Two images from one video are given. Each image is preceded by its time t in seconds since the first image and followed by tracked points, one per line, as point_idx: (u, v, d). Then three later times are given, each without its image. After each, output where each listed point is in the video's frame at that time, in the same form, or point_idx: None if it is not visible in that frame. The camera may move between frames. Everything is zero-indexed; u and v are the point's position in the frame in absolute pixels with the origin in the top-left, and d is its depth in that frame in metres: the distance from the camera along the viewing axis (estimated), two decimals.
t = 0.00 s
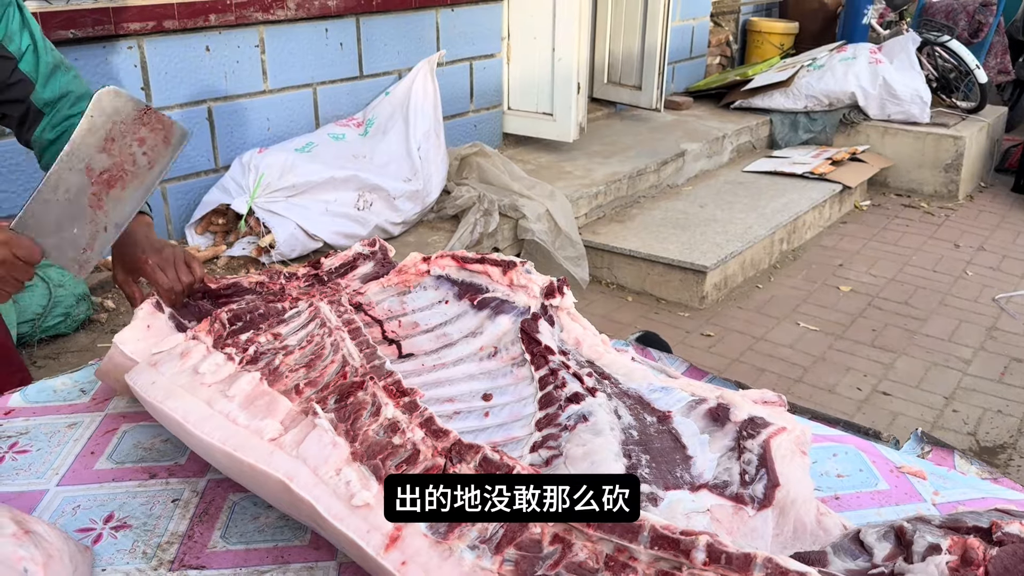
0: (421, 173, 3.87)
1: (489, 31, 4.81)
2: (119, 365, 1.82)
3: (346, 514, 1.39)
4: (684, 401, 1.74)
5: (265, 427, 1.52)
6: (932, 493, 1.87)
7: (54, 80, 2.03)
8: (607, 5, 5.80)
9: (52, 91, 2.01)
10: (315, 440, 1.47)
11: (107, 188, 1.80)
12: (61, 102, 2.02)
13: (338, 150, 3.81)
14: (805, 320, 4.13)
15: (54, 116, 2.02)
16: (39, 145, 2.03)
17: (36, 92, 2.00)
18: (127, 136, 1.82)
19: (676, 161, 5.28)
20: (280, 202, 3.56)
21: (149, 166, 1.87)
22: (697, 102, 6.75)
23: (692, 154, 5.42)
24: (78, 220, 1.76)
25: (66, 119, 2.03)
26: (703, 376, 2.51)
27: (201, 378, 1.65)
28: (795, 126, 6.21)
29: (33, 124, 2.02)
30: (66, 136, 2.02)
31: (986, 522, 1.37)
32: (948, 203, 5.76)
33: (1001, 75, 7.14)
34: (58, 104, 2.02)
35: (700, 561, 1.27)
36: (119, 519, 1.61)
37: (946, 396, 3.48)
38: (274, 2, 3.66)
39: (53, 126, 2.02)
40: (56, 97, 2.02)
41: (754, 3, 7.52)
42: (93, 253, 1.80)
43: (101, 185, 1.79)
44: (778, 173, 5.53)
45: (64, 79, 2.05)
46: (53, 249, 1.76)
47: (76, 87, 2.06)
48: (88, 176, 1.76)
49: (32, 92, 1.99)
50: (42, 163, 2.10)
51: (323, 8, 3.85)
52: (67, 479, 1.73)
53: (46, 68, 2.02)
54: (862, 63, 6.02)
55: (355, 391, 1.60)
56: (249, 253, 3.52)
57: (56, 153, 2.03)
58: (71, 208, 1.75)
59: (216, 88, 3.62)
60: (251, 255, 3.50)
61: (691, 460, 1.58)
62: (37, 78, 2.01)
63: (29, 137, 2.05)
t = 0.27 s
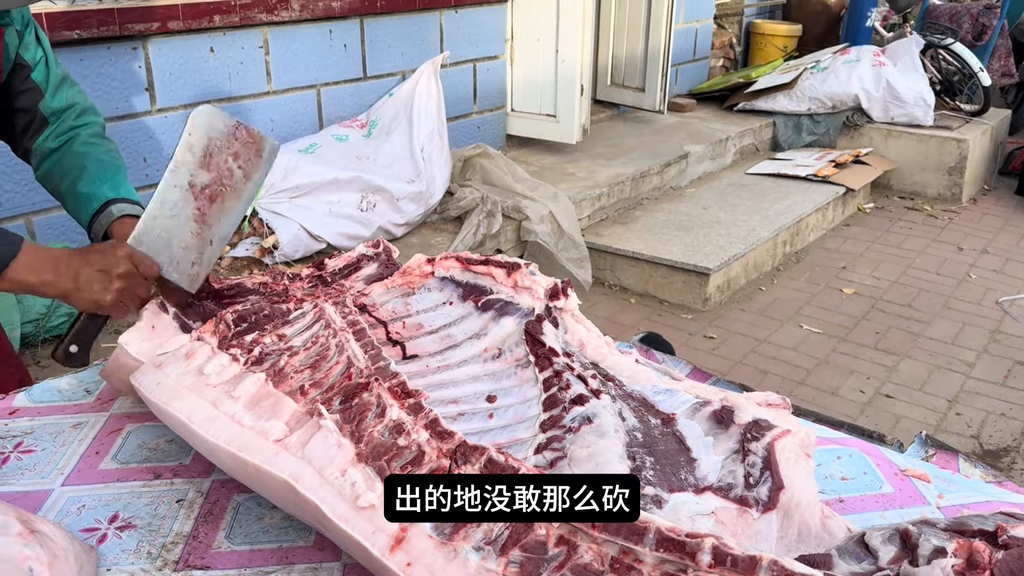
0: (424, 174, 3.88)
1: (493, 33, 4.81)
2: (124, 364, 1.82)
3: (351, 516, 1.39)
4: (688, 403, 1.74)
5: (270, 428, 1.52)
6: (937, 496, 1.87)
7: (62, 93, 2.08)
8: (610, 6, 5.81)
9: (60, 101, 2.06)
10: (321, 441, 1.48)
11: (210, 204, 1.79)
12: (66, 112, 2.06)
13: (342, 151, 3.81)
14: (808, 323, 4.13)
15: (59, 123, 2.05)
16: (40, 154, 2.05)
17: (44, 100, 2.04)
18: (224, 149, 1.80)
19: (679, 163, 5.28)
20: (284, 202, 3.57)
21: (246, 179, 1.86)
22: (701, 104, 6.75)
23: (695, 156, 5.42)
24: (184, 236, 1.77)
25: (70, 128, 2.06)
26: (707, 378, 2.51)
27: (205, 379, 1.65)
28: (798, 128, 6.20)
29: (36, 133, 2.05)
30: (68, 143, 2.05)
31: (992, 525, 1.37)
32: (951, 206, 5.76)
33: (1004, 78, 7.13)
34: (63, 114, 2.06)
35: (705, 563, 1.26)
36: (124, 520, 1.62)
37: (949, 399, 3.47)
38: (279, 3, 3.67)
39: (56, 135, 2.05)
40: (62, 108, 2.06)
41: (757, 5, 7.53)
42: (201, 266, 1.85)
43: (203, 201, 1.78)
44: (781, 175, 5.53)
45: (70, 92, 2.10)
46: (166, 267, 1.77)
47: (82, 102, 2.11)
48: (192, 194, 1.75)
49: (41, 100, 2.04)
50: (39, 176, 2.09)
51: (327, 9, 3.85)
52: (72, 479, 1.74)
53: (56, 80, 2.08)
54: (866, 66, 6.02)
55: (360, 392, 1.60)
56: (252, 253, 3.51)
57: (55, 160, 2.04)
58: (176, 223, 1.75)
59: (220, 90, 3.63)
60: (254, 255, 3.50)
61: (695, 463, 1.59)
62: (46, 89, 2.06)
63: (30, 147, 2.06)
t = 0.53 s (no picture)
0: (428, 176, 3.88)
1: (496, 35, 4.82)
2: (128, 365, 1.83)
3: (355, 517, 1.39)
4: (692, 406, 1.74)
5: (275, 430, 1.52)
6: (941, 499, 1.86)
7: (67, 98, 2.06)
8: (613, 9, 5.81)
9: (65, 108, 2.04)
10: (325, 443, 1.48)
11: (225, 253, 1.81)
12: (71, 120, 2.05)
13: (345, 153, 3.81)
14: (811, 326, 4.12)
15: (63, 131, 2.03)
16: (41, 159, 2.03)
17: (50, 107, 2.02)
18: (266, 250, 1.92)
19: (682, 166, 5.28)
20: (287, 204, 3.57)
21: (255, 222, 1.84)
22: (704, 106, 6.75)
23: (698, 158, 5.42)
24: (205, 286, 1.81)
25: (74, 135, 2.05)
26: (711, 381, 2.52)
27: (210, 381, 1.66)
28: (801, 131, 6.17)
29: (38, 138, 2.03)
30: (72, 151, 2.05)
31: (996, 529, 1.36)
32: (954, 209, 5.76)
33: (1007, 81, 7.13)
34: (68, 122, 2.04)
35: (710, 567, 1.25)
36: (128, 521, 1.62)
37: (952, 402, 3.47)
38: (282, 5, 3.67)
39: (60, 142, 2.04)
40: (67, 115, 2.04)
41: (760, 8, 7.53)
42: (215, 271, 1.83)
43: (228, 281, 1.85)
44: (784, 178, 5.53)
45: (76, 101, 2.07)
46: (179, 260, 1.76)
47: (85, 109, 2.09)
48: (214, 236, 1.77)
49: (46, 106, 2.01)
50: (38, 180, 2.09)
51: (331, 11, 3.86)
52: (76, 480, 1.74)
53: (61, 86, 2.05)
54: (869, 68, 6.02)
55: (364, 395, 1.60)
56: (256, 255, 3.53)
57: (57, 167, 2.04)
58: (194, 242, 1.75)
59: (223, 91, 3.63)
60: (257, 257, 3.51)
61: (699, 466, 1.58)
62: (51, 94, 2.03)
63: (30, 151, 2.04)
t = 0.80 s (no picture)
0: (430, 178, 3.88)
1: (500, 37, 4.82)
2: (130, 368, 1.83)
3: (358, 520, 1.39)
4: (694, 409, 1.73)
5: (277, 432, 1.52)
6: (943, 503, 1.86)
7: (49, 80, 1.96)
8: (616, 11, 5.81)
9: (51, 92, 1.95)
10: (327, 445, 1.48)
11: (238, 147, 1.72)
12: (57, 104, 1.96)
13: (348, 154, 3.81)
14: (814, 328, 4.12)
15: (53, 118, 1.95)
16: (31, 149, 1.95)
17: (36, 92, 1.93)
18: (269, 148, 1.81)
19: (685, 168, 5.28)
20: (290, 205, 3.57)
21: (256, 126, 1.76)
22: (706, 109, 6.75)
23: (701, 160, 5.42)
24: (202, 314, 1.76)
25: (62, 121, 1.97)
26: (713, 384, 2.52)
27: (213, 383, 1.65)
28: (804, 133, 6.18)
29: (25, 125, 1.94)
30: (62, 138, 1.96)
31: (999, 534, 1.36)
32: (957, 212, 5.75)
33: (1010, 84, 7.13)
34: (56, 107, 1.96)
35: (713, 571, 1.25)
36: (130, 522, 1.62)
37: (955, 405, 3.46)
38: (286, 6, 3.67)
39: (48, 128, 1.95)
40: (52, 99, 1.96)
41: (763, 10, 7.53)
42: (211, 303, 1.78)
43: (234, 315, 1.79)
44: (787, 180, 5.53)
45: (58, 82, 1.99)
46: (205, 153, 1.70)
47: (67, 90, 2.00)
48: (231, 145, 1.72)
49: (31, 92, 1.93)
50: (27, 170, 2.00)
51: (334, 13, 3.86)
52: (79, 481, 1.74)
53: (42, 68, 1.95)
54: (871, 71, 6.02)
55: (367, 397, 1.60)
56: (258, 257, 3.51)
57: (48, 155, 1.96)
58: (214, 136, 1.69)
59: (226, 93, 3.63)
60: (259, 258, 3.50)
61: (701, 469, 1.58)
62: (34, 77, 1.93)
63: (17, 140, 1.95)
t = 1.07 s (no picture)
0: (432, 180, 3.88)
1: (502, 39, 4.82)
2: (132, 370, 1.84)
3: (360, 524, 1.39)
4: (696, 413, 1.74)
5: (279, 435, 1.52)
6: (946, 508, 1.86)
7: (33, 104, 2.03)
8: (618, 13, 5.81)
9: (35, 113, 2.02)
10: (330, 448, 1.48)
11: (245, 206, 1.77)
12: (43, 124, 2.03)
13: (350, 156, 3.81)
14: (816, 331, 4.12)
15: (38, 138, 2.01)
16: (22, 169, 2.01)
17: (20, 113, 2.00)
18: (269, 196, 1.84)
19: (686, 170, 5.28)
20: (292, 207, 3.57)
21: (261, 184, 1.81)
22: (708, 111, 6.76)
23: (702, 163, 5.42)
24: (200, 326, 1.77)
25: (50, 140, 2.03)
26: (715, 387, 2.52)
27: (215, 386, 1.65)
28: (806, 136, 6.21)
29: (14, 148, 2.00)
30: (50, 156, 2.02)
31: (1002, 539, 1.36)
32: (959, 214, 5.75)
33: (1013, 87, 7.12)
34: (41, 126, 2.02)
35: None
36: (132, 526, 1.62)
37: (957, 409, 3.46)
38: (288, 8, 3.68)
39: (37, 148, 2.01)
40: (37, 119, 2.02)
41: (765, 13, 7.54)
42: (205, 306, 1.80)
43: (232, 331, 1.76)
44: (789, 183, 5.53)
45: (40, 104, 2.05)
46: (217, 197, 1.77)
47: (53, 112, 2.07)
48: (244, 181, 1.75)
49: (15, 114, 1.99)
50: (23, 192, 2.06)
51: (337, 15, 3.87)
52: (82, 485, 1.74)
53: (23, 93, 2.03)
54: (873, 74, 6.01)
55: (369, 400, 1.60)
56: (260, 259, 3.50)
57: (39, 174, 2.02)
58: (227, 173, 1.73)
59: (229, 95, 3.64)
60: (262, 260, 3.51)
61: (704, 474, 1.58)
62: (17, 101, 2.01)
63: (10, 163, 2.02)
